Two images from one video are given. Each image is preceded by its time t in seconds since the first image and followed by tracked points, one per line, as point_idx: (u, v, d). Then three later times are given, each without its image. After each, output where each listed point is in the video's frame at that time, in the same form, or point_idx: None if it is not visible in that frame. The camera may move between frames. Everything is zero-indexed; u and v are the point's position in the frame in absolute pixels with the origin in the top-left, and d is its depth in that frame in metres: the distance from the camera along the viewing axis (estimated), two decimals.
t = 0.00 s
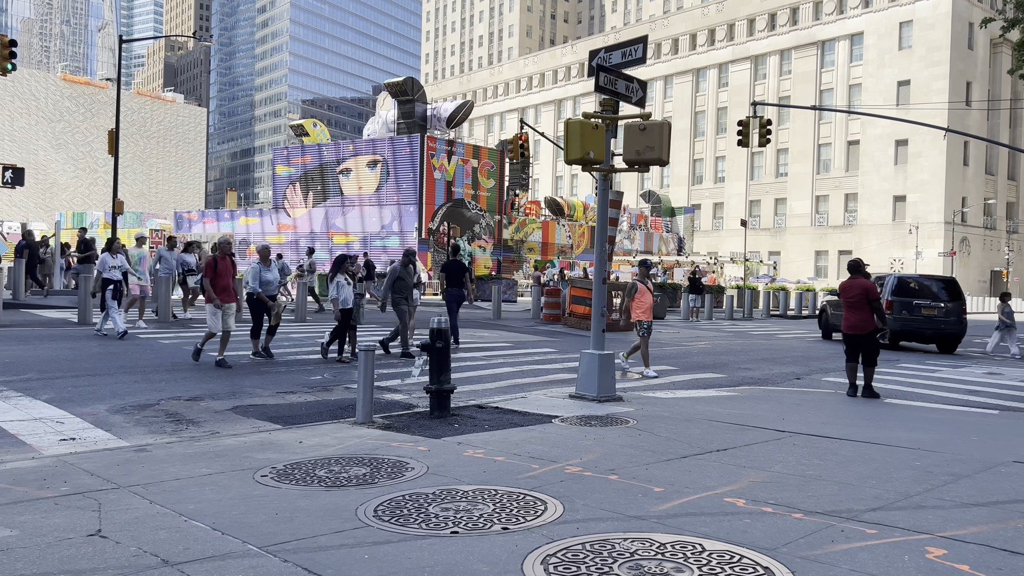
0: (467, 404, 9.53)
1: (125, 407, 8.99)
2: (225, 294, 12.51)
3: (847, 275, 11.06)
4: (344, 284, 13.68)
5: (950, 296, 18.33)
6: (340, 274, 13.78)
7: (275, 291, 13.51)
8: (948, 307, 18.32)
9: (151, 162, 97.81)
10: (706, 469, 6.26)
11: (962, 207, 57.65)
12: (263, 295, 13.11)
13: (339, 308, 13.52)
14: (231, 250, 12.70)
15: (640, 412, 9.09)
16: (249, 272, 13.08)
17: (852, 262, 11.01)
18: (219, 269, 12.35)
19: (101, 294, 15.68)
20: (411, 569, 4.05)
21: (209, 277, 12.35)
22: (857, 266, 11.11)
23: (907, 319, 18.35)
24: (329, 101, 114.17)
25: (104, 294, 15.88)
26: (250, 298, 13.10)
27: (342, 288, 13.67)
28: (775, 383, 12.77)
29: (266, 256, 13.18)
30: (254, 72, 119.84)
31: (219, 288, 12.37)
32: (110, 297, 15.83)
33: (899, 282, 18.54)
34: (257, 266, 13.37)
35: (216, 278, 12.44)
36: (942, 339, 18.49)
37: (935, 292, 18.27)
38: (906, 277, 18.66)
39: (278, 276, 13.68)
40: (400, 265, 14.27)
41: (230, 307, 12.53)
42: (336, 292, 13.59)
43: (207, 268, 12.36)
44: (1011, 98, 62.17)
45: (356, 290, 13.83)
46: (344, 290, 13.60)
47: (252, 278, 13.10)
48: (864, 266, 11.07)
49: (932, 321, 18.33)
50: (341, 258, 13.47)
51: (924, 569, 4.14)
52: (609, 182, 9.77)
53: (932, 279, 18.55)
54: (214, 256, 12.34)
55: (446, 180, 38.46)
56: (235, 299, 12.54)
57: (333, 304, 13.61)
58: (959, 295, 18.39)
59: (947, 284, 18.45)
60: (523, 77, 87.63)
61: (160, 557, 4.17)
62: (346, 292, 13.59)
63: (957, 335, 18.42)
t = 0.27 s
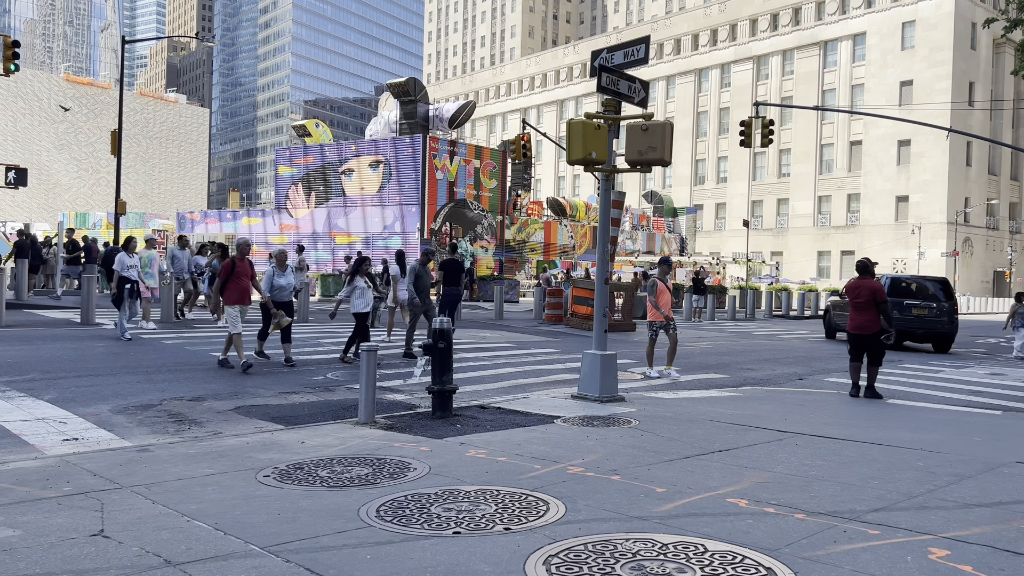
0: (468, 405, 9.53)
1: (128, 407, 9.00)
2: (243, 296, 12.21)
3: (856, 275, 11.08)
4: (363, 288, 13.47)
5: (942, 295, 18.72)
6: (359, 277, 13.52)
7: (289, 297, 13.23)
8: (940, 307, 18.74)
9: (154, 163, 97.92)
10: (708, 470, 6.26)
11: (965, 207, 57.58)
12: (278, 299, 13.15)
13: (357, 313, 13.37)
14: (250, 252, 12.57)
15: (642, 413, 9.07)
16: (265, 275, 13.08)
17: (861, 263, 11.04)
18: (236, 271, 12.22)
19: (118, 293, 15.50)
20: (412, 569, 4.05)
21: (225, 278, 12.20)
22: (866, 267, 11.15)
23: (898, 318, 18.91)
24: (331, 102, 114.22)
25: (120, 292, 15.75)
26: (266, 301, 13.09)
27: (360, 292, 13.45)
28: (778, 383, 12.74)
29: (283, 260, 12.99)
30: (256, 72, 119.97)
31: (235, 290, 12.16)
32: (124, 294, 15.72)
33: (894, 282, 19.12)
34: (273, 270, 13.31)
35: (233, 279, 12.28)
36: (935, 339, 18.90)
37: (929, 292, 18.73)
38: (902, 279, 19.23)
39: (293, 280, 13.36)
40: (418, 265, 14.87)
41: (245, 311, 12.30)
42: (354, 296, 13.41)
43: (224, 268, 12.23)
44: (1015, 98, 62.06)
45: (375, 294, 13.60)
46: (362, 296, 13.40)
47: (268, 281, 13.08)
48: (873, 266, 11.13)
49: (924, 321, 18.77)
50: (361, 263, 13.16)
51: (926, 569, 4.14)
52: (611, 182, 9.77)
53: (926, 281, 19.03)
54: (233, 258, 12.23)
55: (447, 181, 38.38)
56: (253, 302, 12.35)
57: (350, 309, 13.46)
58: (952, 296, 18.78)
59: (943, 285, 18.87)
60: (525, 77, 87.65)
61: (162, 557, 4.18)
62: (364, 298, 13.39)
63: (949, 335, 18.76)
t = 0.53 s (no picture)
0: (470, 405, 9.52)
1: (130, 407, 9.01)
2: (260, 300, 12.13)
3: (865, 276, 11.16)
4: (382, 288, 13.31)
5: (935, 295, 18.93)
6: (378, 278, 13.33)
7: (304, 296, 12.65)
8: (933, 307, 18.94)
9: (156, 163, 97.94)
10: (710, 471, 6.26)
11: (967, 207, 57.50)
12: (294, 299, 12.59)
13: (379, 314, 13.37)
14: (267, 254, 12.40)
15: (644, 414, 9.05)
16: (279, 272, 12.56)
17: (870, 263, 11.13)
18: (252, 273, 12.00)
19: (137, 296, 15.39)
20: (415, 570, 4.05)
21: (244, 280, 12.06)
22: (875, 267, 11.21)
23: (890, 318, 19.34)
24: (333, 102, 114.31)
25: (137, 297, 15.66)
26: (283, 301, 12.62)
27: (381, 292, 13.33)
28: (781, 384, 12.72)
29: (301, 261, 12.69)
30: (259, 73, 120.09)
31: (253, 293, 12.04)
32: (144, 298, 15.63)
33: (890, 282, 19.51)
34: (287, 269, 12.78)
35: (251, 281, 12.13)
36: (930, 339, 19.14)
37: (921, 292, 18.99)
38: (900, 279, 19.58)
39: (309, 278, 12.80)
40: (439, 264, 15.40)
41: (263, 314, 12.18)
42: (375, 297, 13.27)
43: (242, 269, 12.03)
44: (1017, 98, 61.99)
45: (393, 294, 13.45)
46: (382, 296, 13.29)
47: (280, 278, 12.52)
48: (882, 268, 11.10)
49: (915, 321, 19.06)
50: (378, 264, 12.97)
51: (928, 570, 4.14)
52: (614, 182, 9.74)
53: (923, 280, 19.28)
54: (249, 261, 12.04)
55: (449, 181, 38.44)
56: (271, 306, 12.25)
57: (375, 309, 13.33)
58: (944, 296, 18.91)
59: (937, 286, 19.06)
60: (527, 78, 87.63)
61: (165, 557, 4.18)
62: (385, 298, 13.30)
63: (941, 335, 18.92)
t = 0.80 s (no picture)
0: (472, 406, 9.52)
1: (133, 407, 9.02)
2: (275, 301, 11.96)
3: (870, 276, 11.07)
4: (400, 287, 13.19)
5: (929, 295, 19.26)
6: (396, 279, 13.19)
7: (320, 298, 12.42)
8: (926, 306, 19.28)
9: (158, 164, 97.96)
10: (712, 471, 6.24)
11: (970, 208, 57.42)
12: (309, 301, 12.26)
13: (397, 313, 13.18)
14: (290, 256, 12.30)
15: (646, 413, 9.06)
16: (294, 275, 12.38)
17: (875, 264, 11.03)
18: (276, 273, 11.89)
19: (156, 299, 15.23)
20: (416, 570, 4.05)
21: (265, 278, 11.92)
22: (880, 268, 11.11)
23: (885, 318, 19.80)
24: (336, 103, 114.41)
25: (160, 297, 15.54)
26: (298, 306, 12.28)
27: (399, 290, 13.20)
28: (783, 385, 12.70)
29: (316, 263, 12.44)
30: (260, 73, 120.22)
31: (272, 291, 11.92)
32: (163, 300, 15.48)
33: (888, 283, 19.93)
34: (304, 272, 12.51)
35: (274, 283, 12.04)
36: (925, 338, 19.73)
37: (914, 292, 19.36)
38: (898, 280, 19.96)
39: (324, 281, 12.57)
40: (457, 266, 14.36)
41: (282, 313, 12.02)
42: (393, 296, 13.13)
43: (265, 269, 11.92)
44: (1019, 98, 61.92)
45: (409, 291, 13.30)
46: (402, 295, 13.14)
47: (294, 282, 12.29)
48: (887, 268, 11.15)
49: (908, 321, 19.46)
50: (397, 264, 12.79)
51: (930, 571, 4.13)
52: (615, 183, 9.72)
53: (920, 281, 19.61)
54: (271, 260, 11.91)
55: (451, 181, 38.47)
56: (290, 306, 12.06)
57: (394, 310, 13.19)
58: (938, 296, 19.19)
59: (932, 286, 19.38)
60: (529, 78, 87.60)
61: (167, 557, 4.18)
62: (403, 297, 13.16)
63: (936, 333, 19.33)
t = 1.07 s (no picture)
0: (474, 405, 9.52)
1: (135, 408, 9.03)
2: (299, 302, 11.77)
3: (870, 277, 11.08)
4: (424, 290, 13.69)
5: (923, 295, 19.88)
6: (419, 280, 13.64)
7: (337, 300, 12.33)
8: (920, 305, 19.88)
9: (160, 164, 98.00)
10: (712, 471, 6.25)
11: (972, 208, 57.39)
12: (328, 300, 12.27)
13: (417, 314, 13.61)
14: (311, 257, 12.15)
15: (648, 414, 9.06)
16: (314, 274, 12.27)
17: (874, 264, 11.06)
18: (298, 274, 11.70)
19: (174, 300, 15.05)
20: (419, 570, 4.05)
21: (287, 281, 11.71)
22: (879, 268, 11.15)
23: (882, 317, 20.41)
24: (338, 103, 114.48)
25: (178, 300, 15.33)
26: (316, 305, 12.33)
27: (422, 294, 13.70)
28: (784, 385, 12.69)
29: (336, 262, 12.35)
30: (262, 74, 120.29)
31: (295, 296, 11.70)
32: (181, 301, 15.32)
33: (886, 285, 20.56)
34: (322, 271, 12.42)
35: (295, 283, 11.79)
36: (923, 338, 20.53)
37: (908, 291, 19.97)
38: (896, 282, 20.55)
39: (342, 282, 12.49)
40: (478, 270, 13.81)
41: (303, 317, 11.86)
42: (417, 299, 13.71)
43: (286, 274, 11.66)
44: (1021, 98, 61.87)
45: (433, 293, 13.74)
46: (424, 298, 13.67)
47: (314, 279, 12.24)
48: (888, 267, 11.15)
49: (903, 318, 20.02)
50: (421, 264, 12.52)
51: (933, 571, 4.13)
52: (617, 183, 9.74)
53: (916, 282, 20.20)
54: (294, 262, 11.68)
55: (452, 182, 38.43)
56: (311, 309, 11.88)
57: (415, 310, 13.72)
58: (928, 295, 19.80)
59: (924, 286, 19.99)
60: (530, 78, 87.64)
61: (169, 556, 4.19)
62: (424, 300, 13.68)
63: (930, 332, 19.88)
